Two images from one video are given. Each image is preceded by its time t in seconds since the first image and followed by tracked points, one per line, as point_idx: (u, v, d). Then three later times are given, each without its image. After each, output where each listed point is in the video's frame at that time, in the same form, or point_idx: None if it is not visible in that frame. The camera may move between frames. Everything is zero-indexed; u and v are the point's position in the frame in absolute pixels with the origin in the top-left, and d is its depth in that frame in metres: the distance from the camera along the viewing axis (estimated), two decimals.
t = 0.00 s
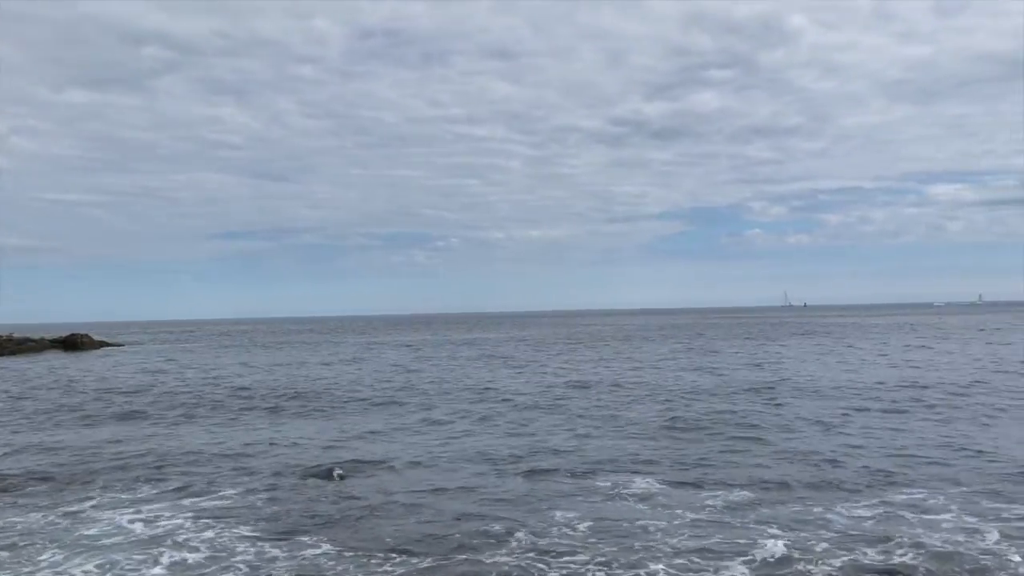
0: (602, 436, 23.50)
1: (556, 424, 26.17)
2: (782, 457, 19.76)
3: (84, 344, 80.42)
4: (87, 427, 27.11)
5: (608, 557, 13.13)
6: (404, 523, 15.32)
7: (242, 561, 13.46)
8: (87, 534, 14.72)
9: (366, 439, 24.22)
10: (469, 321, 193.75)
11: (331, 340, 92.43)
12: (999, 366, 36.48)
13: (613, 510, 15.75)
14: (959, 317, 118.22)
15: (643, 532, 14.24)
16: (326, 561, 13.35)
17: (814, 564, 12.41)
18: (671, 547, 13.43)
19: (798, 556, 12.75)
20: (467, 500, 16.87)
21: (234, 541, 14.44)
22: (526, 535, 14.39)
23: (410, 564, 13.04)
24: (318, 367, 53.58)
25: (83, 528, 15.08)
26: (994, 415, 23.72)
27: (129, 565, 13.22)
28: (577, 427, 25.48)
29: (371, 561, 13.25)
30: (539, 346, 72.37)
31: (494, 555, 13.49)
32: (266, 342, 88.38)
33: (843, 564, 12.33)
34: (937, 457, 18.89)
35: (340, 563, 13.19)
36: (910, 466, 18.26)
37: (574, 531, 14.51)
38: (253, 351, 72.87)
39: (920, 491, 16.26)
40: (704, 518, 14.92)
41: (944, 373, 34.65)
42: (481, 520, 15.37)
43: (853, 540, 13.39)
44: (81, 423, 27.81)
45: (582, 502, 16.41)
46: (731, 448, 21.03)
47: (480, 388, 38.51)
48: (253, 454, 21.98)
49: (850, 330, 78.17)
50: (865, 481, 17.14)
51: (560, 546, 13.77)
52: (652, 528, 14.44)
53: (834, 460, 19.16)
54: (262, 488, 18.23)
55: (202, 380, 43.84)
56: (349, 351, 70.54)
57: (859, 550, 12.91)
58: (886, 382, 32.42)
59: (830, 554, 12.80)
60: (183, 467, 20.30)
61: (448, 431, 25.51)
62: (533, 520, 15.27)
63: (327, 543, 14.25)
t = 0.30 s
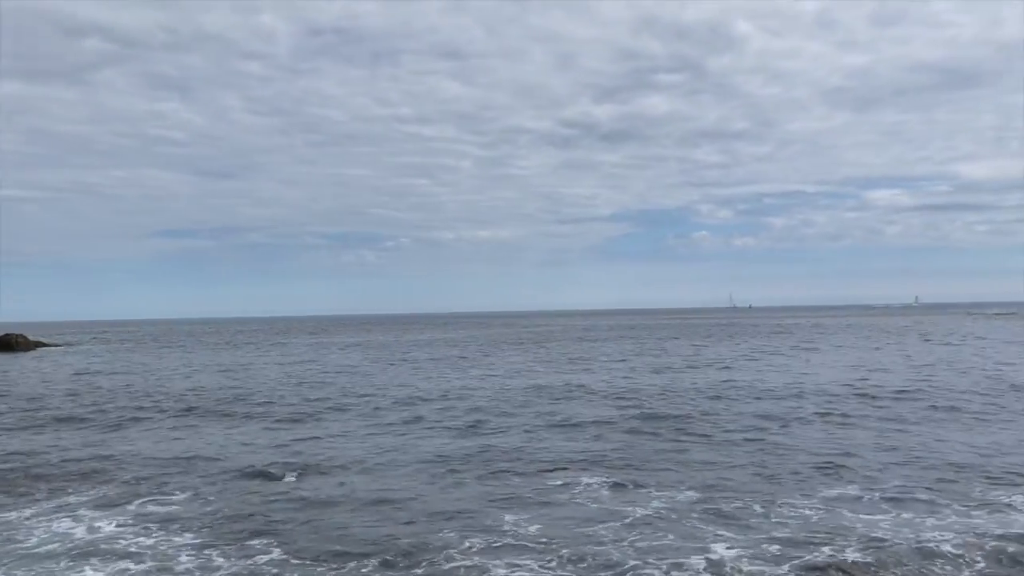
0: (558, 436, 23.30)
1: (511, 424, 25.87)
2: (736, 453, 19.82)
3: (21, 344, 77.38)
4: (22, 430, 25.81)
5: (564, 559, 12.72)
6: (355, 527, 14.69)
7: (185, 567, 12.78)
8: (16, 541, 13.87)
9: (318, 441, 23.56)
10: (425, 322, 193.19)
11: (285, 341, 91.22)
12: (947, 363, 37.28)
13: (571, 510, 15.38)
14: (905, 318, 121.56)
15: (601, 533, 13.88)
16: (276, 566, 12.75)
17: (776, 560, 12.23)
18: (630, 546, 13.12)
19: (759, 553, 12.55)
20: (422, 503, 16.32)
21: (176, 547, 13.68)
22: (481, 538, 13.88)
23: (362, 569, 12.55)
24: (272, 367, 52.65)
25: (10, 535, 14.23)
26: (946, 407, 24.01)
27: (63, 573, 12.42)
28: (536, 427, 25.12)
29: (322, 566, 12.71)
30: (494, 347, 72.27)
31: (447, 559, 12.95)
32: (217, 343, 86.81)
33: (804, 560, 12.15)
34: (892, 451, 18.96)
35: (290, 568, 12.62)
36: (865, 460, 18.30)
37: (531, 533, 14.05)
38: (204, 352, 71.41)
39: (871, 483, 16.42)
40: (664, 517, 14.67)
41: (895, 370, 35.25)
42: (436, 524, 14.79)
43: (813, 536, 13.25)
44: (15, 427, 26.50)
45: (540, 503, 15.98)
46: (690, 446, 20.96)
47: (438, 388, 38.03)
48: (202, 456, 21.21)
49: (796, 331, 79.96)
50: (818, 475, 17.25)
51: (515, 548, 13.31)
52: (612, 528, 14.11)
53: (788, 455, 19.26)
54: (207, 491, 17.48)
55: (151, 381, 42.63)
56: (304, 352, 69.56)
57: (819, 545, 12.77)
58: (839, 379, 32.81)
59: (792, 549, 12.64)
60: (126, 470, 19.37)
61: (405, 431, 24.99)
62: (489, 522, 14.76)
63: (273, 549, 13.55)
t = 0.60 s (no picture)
0: (511, 437, 23.16)
1: (464, 425, 25.68)
2: (687, 452, 19.98)
3: None
4: None
5: (519, 560, 12.52)
6: (305, 530, 14.28)
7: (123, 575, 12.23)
8: None
9: (266, 443, 23.00)
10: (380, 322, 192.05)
11: (237, 342, 89.85)
12: (894, 363, 38.28)
13: (527, 511, 15.23)
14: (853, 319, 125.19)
15: (557, 533, 13.76)
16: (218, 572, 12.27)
17: (731, 558, 12.26)
18: (587, 546, 13.04)
19: (714, 551, 12.58)
20: (376, 505, 15.96)
21: (118, 553, 13.13)
22: (435, 541, 13.58)
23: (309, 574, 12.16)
24: (224, 368, 51.76)
25: None
26: (894, 404, 24.56)
27: None
28: (494, 427, 24.99)
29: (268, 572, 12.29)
30: (448, 348, 72.12)
31: (400, 562, 12.63)
32: (163, 344, 85.08)
33: (758, 557, 12.21)
34: (842, 448, 19.28)
35: None
36: (816, 456, 18.57)
37: (486, 535, 13.83)
38: (153, 353, 70.02)
39: (819, 478, 16.68)
40: (620, 517, 14.64)
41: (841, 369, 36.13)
42: (389, 527, 14.45)
43: (767, 533, 13.34)
44: None
45: (495, 504, 15.78)
46: (646, 446, 21.10)
47: (395, 389, 37.74)
48: (151, 459, 20.62)
49: (742, 333, 81.68)
50: (769, 472, 17.46)
51: (469, 551, 13.06)
52: (569, 528, 14.00)
53: (737, 453, 19.47)
54: (149, 495, 16.84)
55: (95, 383, 41.46)
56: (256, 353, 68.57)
57: (773, 541, 12.86)
58: (791, 378, 33.44)
59: (747, 547, 12.70)
60: (65, 474, 18.62)
61: (360, 433, 24.65)
62: (445, 525, 14.47)
63: (220, 555, 13.08)
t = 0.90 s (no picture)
0: (463, 438, 23.18)
1: (416, 426, 25.61)
2: (637, 451, 20.27)
3: None
4: None
5: (473, 562, 12.50)
6: (253, 536, 13.94)
7: None
8: None
9: (214, 445, 22.58)
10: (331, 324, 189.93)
11: (183, 342, 87.88)
12: (837, 363, 39.32)
13: (480, 513, 15.15)
14: (801, 321, 128.53)
15: (511, 535, 13.71)
16: None
17: (682, 557, 12.40)
18: (540, 547, 13.03)
19: (666, 551, 12.70)
20: (327, 508, 15.68)
21: (60, 559, 12.75)
22: (386, 545, 13.39)
23: None
24: (170, 370, 50.55)
25: None
26: (838, 403, 25.25)
27: None
28: (447, 429, 24.89)
29: None
30: (399, 350, 71.74)
31: (353, 565, 12.50)
32: (104, 345, 82.58)
33: (709, 556, 12.36)
34: (788, 446, 19.79)
35: None
36: (764, 455, 18.94)
37: (438, 536, 13.82)
38: (93, 355, 67.98)
39: (765, 475, 17.13)
40: (574, 518, 14.68)
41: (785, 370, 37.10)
42: (340, 531, 14.18)
43: (718, 532, 13.52)
44: None
45: (448, 506, 15.66)
46: (600, 446, 21.29)
47: (347, 390, 37.33)
48: (94, 463, 19.98)
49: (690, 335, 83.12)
50: (716, 470, 17.87)
51: (422, 555, 12.90)
52: (522, 530, 13.98)
53: (685, 452, 19.86)
54: (90, 500, 16.37)
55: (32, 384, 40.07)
56: (204, 354, 67.23)
57: (724, 541, 13.05)
58: (739, 378, 34.12)
59: (698, 546, 12.86)
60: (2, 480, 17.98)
61: (312, 435, 24.29)
62: (397, 529, 14.27)
63: (164, 562, 12.69)
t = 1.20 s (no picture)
0: (412, 440, 23.00)
1: (366, 428, 25.33)
2: (586, 452, 20.40)
3: None
4: None
5: (422, 565, 12.39)
6: (198, 539, 13.71)
7: None
8: None
9: (157, 450, 21.98)
10: (281, 326, 187.05)
11: (128, 345, 85.77)
12: (781, 365, 40.38)
13: (430, 513, 15.15)
14: (747, 323, 131.41)
15: (461, 535, 13.75)
16: None
17: (630, 555, 12.62)
18: (491, 548, 13.09)
19: (615, 549, 12.89)
20: (274, 511, 15.49)
21: None
22: (335, 546, 13.29)
23: None
24: (114, 372, 49.29)
25: None
26: (782, 402, 25.83)
27: None
28: (398, 430, 24.76)
29: None
30: (350, 351, 71.03)
31: (299, 571, 12.27)
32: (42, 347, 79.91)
33: (655, 553, 12.61)
34: (733, 445, 20.16)
35: None
36: (709, 454, 19.36)
37: (387, 539, 13.66)
38: (31, 357, 65.69)
39: (711, 474, 17.40)
40: (523, 517, 14.80)
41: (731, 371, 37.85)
42: (288, 534, 14.00)
43: (663, 529, 13.80)
44: None
45: (397, 508, 15.60)
46: (548, 446, 21.52)
47: (297, 393, 36.94)
48: (32, 468, 19.43)
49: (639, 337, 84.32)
50: (663, 469, 18.10)
51: (371, 556, 12.84)
52: (472, 530, 14.01)
53: (633, 452, 20.05)
54: (24, 507, 15.76)
55: None
56: (149, 356, 65.78)
57: (669, 537, 13.34)
58: (685, 379, 34.84)
59: (644, 544, 13.09)
60: None
61: (261, 437, 24.00)
62: (346, 530, 14.16)
63: (103, 569, 12.33)
